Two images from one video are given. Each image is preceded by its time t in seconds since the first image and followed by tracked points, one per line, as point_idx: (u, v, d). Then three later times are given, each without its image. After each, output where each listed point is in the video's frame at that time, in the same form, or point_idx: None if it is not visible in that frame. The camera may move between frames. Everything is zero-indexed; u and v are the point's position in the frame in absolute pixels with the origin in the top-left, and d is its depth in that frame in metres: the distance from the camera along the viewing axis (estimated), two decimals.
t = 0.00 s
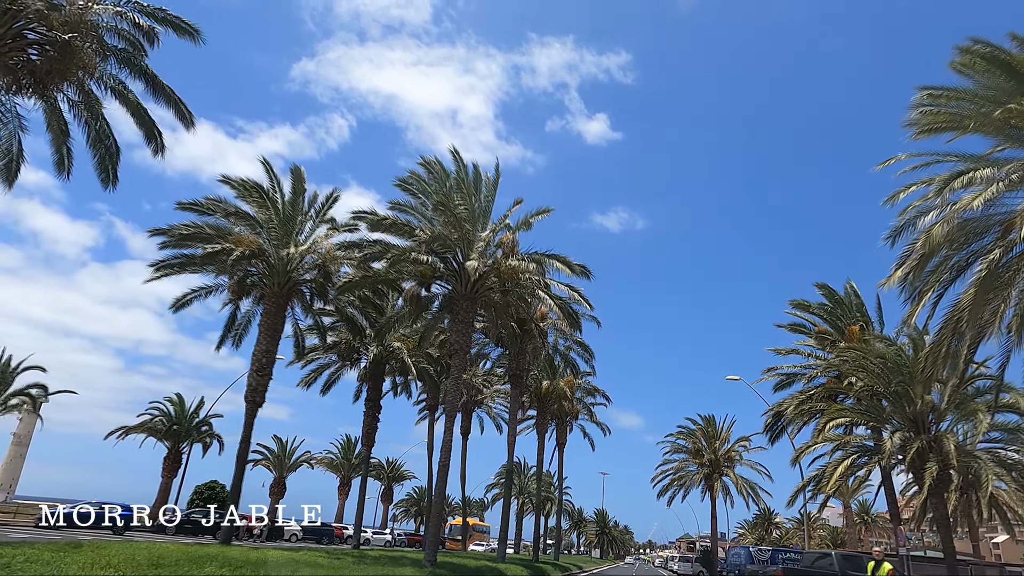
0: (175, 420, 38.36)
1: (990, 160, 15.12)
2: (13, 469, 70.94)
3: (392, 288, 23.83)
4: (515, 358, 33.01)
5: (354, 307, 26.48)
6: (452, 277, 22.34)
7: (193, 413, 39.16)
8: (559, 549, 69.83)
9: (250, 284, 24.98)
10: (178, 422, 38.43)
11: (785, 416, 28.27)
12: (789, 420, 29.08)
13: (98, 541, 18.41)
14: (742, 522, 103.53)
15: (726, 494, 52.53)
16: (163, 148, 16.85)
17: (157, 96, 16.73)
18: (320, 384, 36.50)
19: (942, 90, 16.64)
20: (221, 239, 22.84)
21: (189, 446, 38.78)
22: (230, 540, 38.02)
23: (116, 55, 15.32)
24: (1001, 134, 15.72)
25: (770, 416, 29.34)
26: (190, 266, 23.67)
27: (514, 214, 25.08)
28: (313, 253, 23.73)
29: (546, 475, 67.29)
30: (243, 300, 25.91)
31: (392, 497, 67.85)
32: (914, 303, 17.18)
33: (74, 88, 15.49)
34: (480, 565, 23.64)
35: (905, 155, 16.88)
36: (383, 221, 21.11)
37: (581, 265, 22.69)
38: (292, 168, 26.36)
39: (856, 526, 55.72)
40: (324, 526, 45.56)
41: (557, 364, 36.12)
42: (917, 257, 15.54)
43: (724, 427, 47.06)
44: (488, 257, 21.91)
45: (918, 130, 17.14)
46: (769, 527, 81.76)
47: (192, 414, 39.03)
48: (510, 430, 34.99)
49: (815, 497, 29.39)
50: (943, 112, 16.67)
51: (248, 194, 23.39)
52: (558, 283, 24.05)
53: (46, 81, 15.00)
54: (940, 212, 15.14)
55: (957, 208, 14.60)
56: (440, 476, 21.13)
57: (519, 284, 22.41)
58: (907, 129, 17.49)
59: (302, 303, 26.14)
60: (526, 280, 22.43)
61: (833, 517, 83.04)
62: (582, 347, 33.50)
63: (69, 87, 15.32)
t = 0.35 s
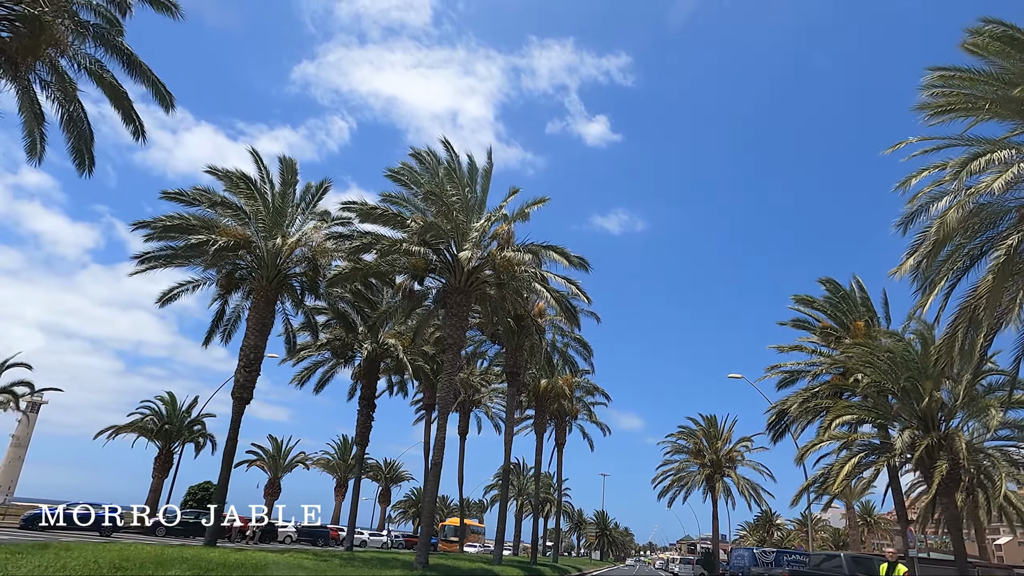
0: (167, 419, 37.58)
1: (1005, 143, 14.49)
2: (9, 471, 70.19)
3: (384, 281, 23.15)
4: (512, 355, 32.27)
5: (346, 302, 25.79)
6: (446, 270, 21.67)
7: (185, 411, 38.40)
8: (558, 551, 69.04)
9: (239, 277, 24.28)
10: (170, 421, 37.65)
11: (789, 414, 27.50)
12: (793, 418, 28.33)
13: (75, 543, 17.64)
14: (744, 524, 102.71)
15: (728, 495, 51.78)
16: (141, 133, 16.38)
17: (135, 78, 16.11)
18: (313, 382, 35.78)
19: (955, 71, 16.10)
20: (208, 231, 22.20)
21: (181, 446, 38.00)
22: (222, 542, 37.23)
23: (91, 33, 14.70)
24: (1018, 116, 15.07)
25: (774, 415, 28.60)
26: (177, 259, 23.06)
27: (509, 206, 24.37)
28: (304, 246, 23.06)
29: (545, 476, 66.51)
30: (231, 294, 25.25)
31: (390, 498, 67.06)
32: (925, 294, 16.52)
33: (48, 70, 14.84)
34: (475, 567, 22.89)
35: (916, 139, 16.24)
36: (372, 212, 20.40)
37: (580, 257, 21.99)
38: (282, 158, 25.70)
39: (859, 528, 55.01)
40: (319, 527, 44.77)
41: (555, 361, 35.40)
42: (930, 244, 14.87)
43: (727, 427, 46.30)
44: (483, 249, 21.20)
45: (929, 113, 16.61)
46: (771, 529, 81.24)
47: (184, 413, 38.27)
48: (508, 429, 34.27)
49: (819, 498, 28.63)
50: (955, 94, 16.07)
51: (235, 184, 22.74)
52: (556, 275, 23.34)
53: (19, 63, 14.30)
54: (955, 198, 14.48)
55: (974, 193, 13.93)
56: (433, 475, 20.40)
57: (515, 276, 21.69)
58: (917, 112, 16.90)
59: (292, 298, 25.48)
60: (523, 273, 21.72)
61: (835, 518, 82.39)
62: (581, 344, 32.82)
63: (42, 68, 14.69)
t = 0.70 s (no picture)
0: (158, 418, 36.84)
1: None
2: (6, 471, 69.44)
3: (376, 274, 22.46)
4: (508, 353, 31.51)
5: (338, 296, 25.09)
6: (440, 263, 21.02)
7: (177, 410, 37.66)
8: (558, 553, 68.31)
9: (228, 271, 23.80)
10: (161, 420, 36.91)
11: (794, 413, 26.72)
12: (798, 417, 27.56)
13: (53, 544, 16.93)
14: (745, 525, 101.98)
15: (729, 496, 51.04)
16: (119, 115, 15.79)
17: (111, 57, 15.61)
18: (307, 381, 35.07)
19: (968, 52, 15.43)
20: (194, 222, 21.49)
21: (173, 446, 37.24)
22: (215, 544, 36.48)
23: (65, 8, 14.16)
24: None
25: (777, 413, 27.85)
26: (162, 251, 22.39)
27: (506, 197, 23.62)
28: (293, 238, 22.39)
29: (545, 477, 65.76)
30: (218, 288, 24.55)
31: (387, 499, 66.32)
32: (939, 284, 15.78)
33: (19, 48, 14.22)
34: (470, 569, 22.17)
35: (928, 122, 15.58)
36: (361, 201, 19.64)
37: (578, 249, 21.26)
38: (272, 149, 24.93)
39: (863, 529, 54.38)
40: (315, 528, 44.03)
41: (554, 359, 34.69)
42: (944, 229, 14.18)
43: (729, 427, 45.66)
44: (477, 239, 20.48)
45: (942, 94, 15.95)
46: (772, 531, 80.57)
47: (176, 412, 37.53)
48: (505, 427, 33.56)
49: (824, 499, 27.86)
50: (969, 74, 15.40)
51: (222, 175, 22.02)
52: (553, 267, 22.62)
53: None
54: (970, 182, 13.83)
55: (991, 176, 13.27)
56: (426, 473, 19.68)
57: (511, 268, 21.02)
58: (929, 95, 16.26)
59: (281, 292, 24.76)
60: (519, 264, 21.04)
61: (837, 520, 81.79)
62: (582, 342, 32.40)
63: (13, 46, 14.08)
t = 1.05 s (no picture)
0: (149, 416, 36.16)
1: None
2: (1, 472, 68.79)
3: (366, 263, 21.70)
4: (505, 348, 30.78)
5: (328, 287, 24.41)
6: (433, 252, 20.29)
7: (168, 408, 36.97)
8: (558, 553, 67.60)
9: (215, 262, 23.03)
10: (152, 418, 36.23)
11: (798, 409, 26.00)
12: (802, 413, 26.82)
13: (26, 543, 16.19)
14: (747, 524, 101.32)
15: (731, 494, 50.31)
16: (93, 92, 15.10)
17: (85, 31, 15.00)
18: (299, 377, 34.38)
19: (982, 28, 14.74)
20: (178, 210, 20.69)
21: (164, 444, 36.53)
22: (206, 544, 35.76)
23: None
24: None
25: (781, 409, 27.10)
26: (146, 241, 21.63)
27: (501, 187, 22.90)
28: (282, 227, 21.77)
29: (544, 476, 65.08)
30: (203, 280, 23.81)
31: (386, 499, 65.66)
32: (952, 272, 15.05)
33: None
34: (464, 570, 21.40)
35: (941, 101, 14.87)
36: (349, 188, 18.71)
37: (576, 238, 20.58)
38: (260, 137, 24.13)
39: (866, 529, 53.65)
40: (310, 528, 43.32)
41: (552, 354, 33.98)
42: (960, 211, 13.45)
43: (730, 425, 44.92)
44: (471, 227, 19.76)
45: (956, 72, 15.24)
46: (773, 530, 79.92)
47: (167, 409, 36.84)
48: (502, 424, 32.83)
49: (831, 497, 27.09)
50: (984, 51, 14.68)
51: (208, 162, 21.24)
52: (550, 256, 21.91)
53: None
54: (988, 161, 13.12)
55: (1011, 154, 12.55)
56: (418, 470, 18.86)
57: (506, 257, 20.35)
58: (942, 74, 15.55)
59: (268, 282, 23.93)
60: (514, 253, 20.37)
61: (839, 519, 81.14)
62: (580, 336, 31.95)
63: None
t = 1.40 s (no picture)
0: (139, 414, 35.46)
1: None
2: None
3: (356, 255, 20.96)
4: (501, 343, 30.02)
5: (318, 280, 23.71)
6: (425, 242, 19.53)
7: (159, 406, 36.25)
8: (557, 553, 66.93)
9: (201, 254, 22.29)
10: (142, 416, 35.51)
11: (803, 405, 25.22)
12: (808, 410, 26.04)
13: None
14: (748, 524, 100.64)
15: (732, 494, 49.58)
16: (68, 70, 14.39)
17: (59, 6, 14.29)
18: (292, 374, 33.70)
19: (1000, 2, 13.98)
20: (161, 199, 19.89)
21: (155, 443, 35.81)
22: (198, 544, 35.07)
23: None
24: None
25: (786, 407, 26.35)
26: (127, 231, 20.88)
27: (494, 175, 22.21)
28: (268, 217, 21.04)
29: (543, 476, 64.38)
30: (189, 273, 23.06)
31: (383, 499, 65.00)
32: (968, 259, 14.38)
33: None
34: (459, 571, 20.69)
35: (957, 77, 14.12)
36: (336, 175, 17.79)
37: (573, 228, 19.93)
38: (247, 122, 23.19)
39: (869, 528, 53.03)
40: (304, 528, 42.63)
41: (550, 351, 33.30)
42: (979, 192, 12.69)
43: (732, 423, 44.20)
44: (464, 216, 19.06)
45: (973, 49, 14.45)
46: (774, 531, 79.29)
47: (158, 407, 36.12)
48: (499, 422, 32.13)
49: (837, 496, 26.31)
50: (1003, 26, 13.92)
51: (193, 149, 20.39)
52: (546, 246, 21.27)
53: None
54: (1010, 140, 12.37)
55: None
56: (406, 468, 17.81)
57: (502, 248, 19.68)
58: (958, 51, 14.76)
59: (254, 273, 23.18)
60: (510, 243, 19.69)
61: (841, 519, 80.48)
62: (579, 331, 31.31)
63: None
